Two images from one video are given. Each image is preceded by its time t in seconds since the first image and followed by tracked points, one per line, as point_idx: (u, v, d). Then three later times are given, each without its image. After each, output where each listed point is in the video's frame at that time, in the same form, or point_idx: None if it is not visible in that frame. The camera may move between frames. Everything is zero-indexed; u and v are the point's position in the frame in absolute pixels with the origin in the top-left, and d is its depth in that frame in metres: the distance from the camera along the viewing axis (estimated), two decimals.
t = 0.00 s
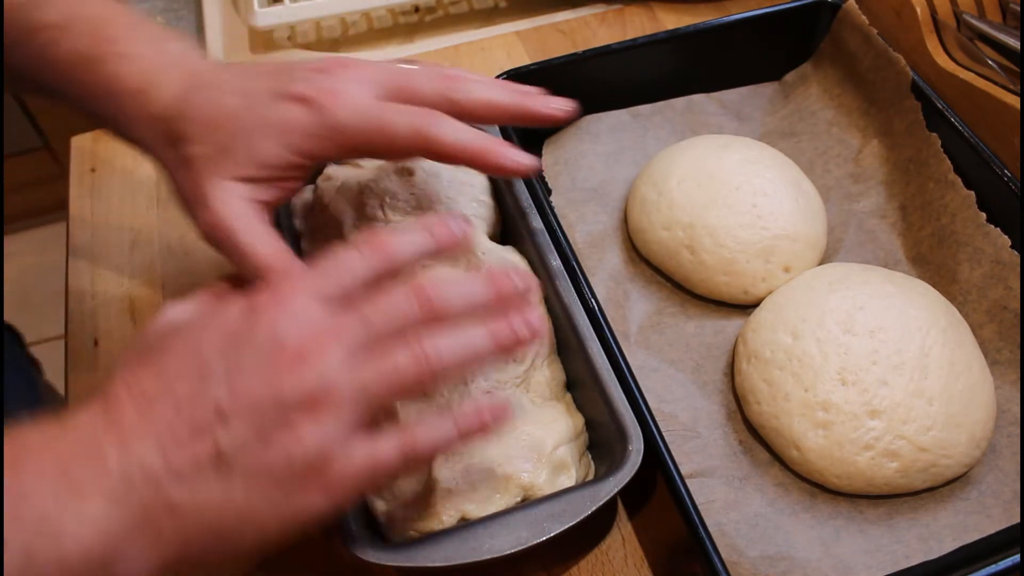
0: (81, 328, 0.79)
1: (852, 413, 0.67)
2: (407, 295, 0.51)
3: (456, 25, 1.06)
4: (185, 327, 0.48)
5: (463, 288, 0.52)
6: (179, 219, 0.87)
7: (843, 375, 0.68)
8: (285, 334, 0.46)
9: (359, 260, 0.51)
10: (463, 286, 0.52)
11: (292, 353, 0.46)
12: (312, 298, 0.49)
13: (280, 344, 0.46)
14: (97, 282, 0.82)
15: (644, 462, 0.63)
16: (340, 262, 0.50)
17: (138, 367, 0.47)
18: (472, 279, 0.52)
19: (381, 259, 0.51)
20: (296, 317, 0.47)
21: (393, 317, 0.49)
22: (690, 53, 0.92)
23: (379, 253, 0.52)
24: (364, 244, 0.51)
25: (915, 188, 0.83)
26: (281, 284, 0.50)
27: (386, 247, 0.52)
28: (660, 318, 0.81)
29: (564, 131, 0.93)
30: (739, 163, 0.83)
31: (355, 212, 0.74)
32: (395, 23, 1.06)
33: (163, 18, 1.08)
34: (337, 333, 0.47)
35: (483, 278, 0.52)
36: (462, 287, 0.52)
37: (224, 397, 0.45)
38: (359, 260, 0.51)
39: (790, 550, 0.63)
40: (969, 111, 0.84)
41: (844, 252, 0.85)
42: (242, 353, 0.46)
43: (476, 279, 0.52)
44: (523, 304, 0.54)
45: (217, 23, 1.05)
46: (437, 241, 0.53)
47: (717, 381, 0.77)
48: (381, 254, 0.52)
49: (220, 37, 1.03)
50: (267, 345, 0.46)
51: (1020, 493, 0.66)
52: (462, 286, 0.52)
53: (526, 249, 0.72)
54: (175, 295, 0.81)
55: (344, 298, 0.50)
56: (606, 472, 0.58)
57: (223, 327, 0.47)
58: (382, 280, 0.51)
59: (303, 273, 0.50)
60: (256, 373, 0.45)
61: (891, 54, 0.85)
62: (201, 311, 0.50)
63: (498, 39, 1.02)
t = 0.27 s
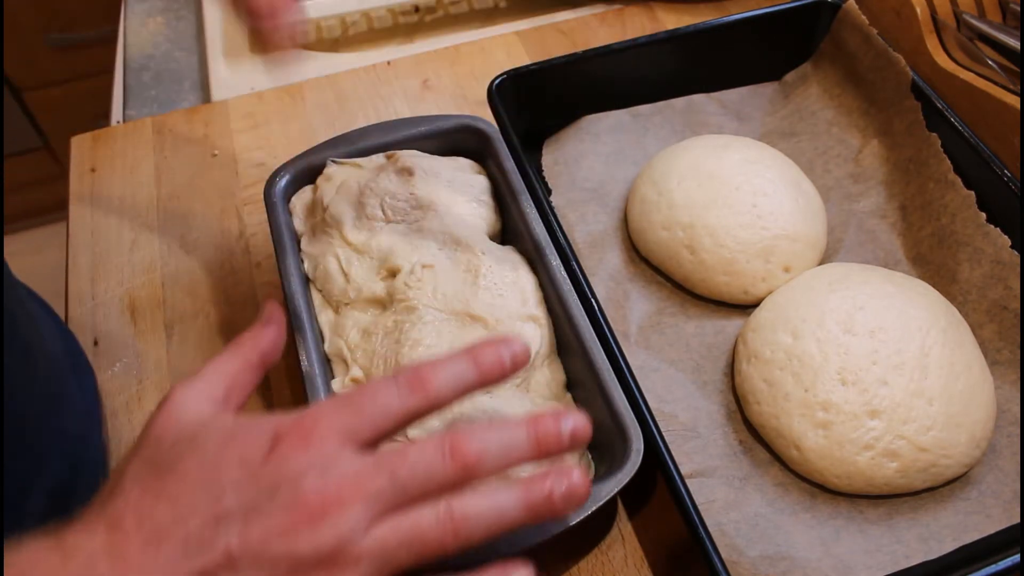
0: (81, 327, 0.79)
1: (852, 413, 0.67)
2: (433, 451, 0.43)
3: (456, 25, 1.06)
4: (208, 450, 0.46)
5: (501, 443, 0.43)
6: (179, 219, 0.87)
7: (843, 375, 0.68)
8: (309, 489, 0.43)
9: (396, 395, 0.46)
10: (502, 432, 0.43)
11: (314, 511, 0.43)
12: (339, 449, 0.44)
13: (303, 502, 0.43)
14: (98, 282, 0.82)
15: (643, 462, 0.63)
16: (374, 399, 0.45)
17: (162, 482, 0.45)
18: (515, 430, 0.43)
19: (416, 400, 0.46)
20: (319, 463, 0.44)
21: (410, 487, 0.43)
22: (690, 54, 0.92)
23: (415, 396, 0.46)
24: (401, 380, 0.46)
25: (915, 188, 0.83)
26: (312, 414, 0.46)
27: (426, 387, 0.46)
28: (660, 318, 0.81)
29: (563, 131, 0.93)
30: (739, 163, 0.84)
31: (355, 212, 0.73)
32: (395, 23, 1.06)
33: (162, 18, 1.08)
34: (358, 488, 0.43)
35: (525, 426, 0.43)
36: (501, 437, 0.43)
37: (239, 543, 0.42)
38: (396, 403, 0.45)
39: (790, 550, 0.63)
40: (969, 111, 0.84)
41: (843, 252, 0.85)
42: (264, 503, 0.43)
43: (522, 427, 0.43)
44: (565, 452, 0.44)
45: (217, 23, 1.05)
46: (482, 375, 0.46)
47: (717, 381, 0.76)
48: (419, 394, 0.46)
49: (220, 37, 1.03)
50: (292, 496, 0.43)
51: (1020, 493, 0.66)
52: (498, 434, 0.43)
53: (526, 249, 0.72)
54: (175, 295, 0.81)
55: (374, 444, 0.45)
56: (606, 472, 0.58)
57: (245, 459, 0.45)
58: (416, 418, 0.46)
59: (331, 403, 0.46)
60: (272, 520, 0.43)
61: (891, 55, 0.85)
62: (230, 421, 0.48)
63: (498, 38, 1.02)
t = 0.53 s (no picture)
0: (81, 328, 0.79)
1: (852, 413, 0.67)
2: (417, 541, 0.48)
3: (455, 26, 1.06)
4: (193, 537, 0.49)
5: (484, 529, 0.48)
6: (179, 220, 0.87)
7: (843, 375, 0.68)
8: None
9: (377, 481, 0.49)
10: (487, 521, 0.48)
11: None
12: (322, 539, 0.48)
13: None
14: (98, 282, 0.82)
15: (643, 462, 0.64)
16: (356, 489, 0.49)
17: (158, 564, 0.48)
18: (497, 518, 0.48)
19: (400, 490, 0.49)
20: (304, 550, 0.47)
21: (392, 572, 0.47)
22: (690, 54, 0.92)
23: (398, 485, 0.49)
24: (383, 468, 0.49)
25: (915, 188, 0.83)
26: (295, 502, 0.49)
27: (408, 475, 0.49)
28: (660, 318, 0.81)
29: (563, 131, 0.93)
30: (739, 163, 0.84)
31: (355, 213, 0.74)
32: (395, 23, 1.06)
33: (162, 18, 1.08)
34: None
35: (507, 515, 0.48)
36: (487, 525, 0.48)
37: None
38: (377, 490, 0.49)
39: (790, 550, 0.63)
40: (969, 111, 0.84)
41: (844, 252, 0.85)
42: None
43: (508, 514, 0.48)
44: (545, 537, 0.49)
45: (217, 23, 1.05)
46: (467, 462, 0.49)
47: (717, 381, 0.76)
48: (401, 483, 0.49)
49: (220, 37, 1.03)
50: None
51: (1020, 493, 0.66)
52: (483, 522, 0.48)
53: (526, 249, 0.72)
54: (175, 295, 0.81)
55: (354, 532, 0.49)
56: (606, 472, 0.58)
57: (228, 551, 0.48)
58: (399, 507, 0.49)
59: (315, 492, 0.49)
60: None
61: (891, 54, 0.85)
62: (212, 501, 0.50)
63: (498, 38, 1.02)
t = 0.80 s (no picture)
0: (81, 328, 0.79)
1: (852, 413, 0.67)
2: (397, 548, 0.42)
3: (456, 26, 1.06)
4: (161, 550, 0.43)
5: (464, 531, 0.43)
6: (179, 220, 0.87)
7: (843, 375, 0.68)
8: None
9: (352, 484, 0.43)
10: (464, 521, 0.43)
11: None
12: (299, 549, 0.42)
13: None
14: (98, 282, 0.82)
15: (643, 462, 0.63)
16: (329, 492, 0.42)
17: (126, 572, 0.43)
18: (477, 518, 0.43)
19: (380, 494, 0.43)
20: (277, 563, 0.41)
21: None
22: (690, 54, 0.92)
23: (377, 489, 0.43)
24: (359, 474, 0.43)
25: (915, 188, 0.83)
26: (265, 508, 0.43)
27: (386, 478, 0.43)
28: (660, 318, 0.81)
29: (563, 131, 0.93)
30: (739, 163, 0.84)
31: (355, 213, 0.73)
32: (395, 23, 1.06)
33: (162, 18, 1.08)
34: None
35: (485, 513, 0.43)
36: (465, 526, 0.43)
37: None
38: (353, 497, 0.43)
39: (790, 551, 0.63)
40: (969, 111, 0.84)
41: (844, 252, 0.85)
42: None
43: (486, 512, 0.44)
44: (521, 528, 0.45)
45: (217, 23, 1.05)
46: (448, 462, 0.45)
47: (717, 381, 0.77)
48: (381, 488, 0.43)
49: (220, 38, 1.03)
50: None
51: (1020, 493, 0.66)
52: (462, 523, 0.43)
53: (526, 248, 0.72)
54: (175, 295, 0.81)
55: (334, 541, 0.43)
56: (606, 471, 0.58)
57: (197, 566, 0.41)
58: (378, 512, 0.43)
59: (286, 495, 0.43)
60: None
61: (891, 54, 0.85)
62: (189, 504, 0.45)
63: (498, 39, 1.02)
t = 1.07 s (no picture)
0: (81, 328, 0.79)
1: (852, 413, 0.67)
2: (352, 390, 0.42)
3: (456, 26, 1.06)
4: (125, 440, 0.40)
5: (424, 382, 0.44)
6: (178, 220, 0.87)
7: (843, 375, 0.68)
8: (227, 453, 0.38)
9: (307, 346, 0.43)
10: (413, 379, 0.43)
11: (236, 477, 0.38)
12: (261, 405, 0.40)
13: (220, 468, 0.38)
14: (98, 283, 0.82)
15: (643, 462, 0.63)
16: (292, 354, 0.42)
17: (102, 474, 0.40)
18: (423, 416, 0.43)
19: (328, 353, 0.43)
20: (239, 419, 0.39)
21: (336, 461, 0.40)
22: (690, 53, 0.92)
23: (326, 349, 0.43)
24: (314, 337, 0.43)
25: (915, 188, 0.83)
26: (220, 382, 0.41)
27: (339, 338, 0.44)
28: (660, 318, 0.81)
29: (563, 131, 0.93)
30: (739, 163, 0.84)
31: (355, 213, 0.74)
32: (395, 23, 1.06)
33: (162, 18, 1.08)
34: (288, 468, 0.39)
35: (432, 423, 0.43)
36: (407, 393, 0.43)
37: (175, 526, 0.39)
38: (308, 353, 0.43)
39: (790, 551, 0.63)
40: (969, 111, 0.84)
41: (844, 252, 0.85)
42: (186, 480, 0.39)
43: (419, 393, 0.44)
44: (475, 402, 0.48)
45: (217, 23, 1.05)
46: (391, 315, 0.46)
47: (717, 381, 0.77)
48: (333, 346, 0.43)
49: (220, 38, 1.04)
50: (211, 464, 0.38)
51: (1020, 493, 0.66)
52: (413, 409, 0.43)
53: (526, 248, 0.72)
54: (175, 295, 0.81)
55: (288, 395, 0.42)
56: (606, 471, 0.58)
57: (156, 438, 0.39)
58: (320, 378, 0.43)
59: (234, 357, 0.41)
60: (200, 499, 0.38)
61: (891, 54, 0.85)
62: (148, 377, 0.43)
63: (498, 39, 1.02)
